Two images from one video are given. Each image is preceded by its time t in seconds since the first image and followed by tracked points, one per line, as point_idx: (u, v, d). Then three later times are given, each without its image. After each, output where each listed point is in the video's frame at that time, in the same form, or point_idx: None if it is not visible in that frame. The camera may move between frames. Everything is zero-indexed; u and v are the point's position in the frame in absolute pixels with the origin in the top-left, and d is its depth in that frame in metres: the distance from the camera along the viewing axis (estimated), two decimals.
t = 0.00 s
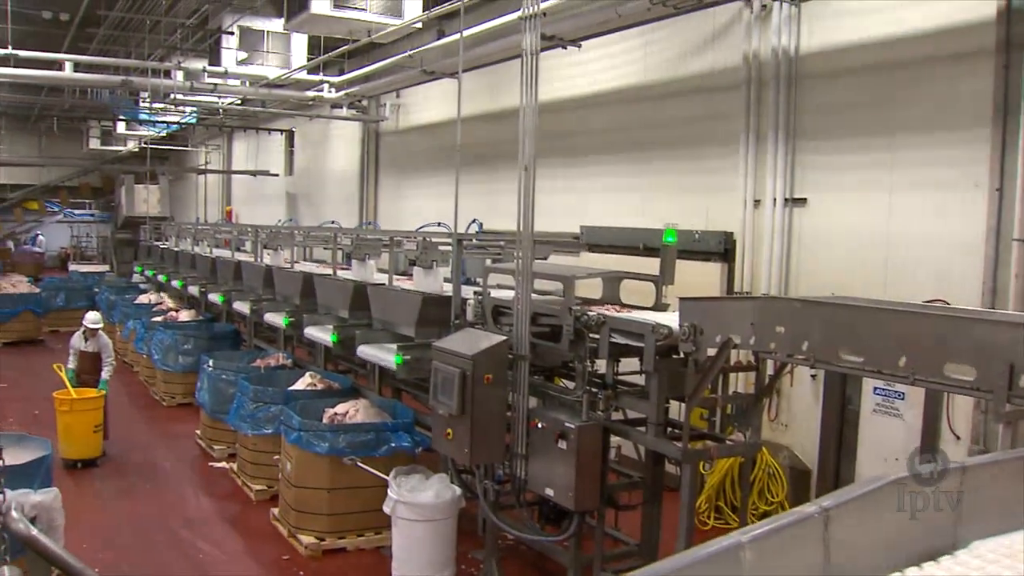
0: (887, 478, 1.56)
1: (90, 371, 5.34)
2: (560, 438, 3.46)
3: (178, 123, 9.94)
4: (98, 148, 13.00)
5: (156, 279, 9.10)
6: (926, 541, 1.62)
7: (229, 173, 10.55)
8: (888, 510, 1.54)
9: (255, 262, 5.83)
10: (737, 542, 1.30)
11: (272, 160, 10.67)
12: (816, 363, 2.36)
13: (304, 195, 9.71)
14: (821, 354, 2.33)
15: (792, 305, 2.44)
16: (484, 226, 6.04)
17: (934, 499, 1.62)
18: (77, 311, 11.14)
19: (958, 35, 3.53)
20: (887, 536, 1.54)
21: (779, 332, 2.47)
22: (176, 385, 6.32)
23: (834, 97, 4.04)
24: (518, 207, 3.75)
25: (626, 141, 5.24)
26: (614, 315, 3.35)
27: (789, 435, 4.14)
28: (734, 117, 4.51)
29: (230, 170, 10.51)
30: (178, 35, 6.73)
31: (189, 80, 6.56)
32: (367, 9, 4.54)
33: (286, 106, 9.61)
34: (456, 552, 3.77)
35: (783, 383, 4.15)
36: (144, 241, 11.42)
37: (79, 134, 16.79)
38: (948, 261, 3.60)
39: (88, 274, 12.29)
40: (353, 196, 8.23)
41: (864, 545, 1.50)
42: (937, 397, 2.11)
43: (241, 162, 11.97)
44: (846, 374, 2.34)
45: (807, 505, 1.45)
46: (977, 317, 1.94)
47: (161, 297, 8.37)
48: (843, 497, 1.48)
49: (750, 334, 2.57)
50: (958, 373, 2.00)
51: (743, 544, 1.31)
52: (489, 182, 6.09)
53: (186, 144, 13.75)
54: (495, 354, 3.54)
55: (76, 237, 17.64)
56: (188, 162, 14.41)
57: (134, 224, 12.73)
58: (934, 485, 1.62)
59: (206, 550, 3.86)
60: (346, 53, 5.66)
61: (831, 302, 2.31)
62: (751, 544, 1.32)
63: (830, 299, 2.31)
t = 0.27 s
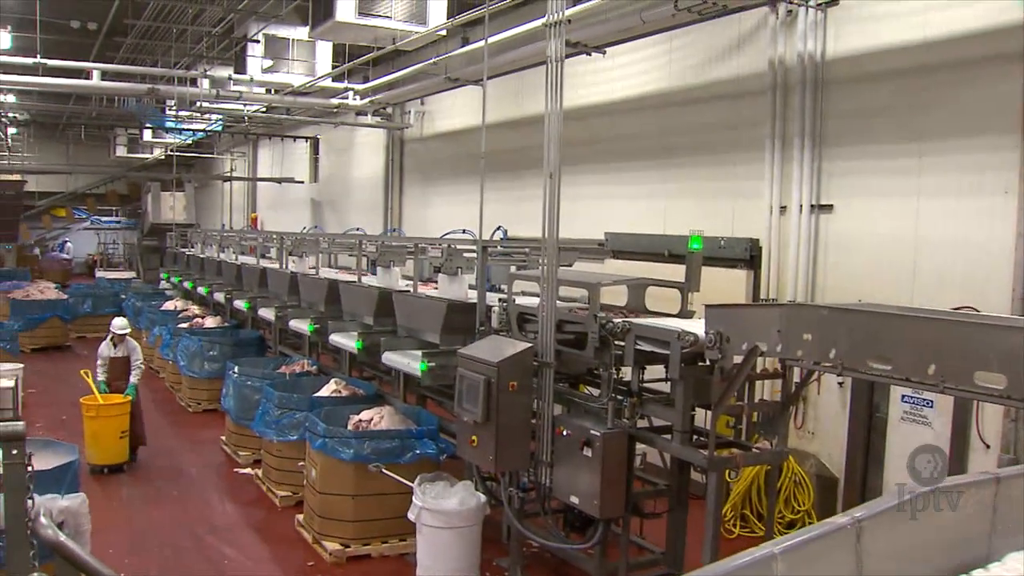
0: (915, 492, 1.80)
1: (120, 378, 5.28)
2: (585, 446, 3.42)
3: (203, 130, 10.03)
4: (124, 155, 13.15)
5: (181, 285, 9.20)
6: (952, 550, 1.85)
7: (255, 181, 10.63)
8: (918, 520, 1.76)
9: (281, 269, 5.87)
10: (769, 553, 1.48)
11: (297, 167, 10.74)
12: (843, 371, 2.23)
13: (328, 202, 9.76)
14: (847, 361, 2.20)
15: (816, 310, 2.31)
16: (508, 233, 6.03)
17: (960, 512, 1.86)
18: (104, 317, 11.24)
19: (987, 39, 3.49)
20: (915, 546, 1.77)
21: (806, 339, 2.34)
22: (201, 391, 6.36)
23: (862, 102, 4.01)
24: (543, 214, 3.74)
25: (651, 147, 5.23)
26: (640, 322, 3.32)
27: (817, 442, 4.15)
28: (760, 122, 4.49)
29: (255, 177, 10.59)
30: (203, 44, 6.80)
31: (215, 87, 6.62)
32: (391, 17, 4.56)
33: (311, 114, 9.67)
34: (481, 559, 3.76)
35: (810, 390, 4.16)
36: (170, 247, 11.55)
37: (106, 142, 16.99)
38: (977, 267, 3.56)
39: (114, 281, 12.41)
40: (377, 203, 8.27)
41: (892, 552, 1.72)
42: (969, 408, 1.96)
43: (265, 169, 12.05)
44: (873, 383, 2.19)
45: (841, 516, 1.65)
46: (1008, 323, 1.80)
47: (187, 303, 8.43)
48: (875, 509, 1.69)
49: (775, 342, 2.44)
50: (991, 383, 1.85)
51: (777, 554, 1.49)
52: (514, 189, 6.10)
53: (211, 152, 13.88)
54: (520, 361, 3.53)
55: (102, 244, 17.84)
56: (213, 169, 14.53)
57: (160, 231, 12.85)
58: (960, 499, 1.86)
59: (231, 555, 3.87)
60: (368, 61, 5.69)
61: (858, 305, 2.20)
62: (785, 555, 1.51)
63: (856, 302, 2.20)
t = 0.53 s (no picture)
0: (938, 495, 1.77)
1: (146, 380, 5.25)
2: (602, 446, 3.41)
3: (220, 130, 10.09)
4: (141, 155, 13.24)
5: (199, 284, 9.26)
6: (975, 555, 1.83)
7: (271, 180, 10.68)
8: (940, 523, 1.75)
9: (298, 268, 5.89)
10: (792, 557, 1.47)
11: (314, 167, 10.78)
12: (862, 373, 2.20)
13: (345, 202, 9.78)
14: (866, 363, 2.17)
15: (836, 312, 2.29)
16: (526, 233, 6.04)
17: (983, 515, 1.85)
18: (122, 315, 11.30)
19: (1008, 38, 3.46)
20: (937, 550, 1.76)
21: (824, 341, 2.31)
22: (218, 390, 6.39)
23: (882, 102, 3.99)
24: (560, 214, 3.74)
25: (669, 147, 5.22)
26: (657, 322, 3.30)
27: (834, 444, 4.14)
28: (779, 123, 4.48)
29: (272, 177, 10.63)
30: (221, 44, 6.85)
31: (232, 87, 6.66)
32: (409, 16, 4.57)
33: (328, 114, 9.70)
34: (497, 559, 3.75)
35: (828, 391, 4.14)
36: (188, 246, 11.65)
37: (125, 142, 17.11)
38: (996, 267, 3.53)
39: (132, 280, 12.49)
40: (395, 203, 8.29)
41: (915, 556, 1.70)
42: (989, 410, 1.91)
43: (282, 169, 12.09)
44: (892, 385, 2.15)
45: (866, 520, 1.64)
46: None
47: (205, 302, 8.48)
48: (900, 512, 1.68)
49: (793, 343, 2.41)
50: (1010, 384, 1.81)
51: (800, 557, 1.48)
52: (531, 189, 6.10)
53: (229, 151, 13.95)
54: (537, 362, 3.53)
55: (120, 244, 17.93)
56: (230, 169, 14.61)
57: (177, 231, 12.92)
58: (982, 503, 1.85)
59: (248, 554, 3.89)
60: (384, 61, 5.71)
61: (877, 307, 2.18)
62: (807, 558, 1.50)
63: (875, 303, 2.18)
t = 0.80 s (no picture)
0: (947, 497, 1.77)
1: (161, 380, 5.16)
2: (607, 446, 3.40)
3: (226, 129, 10.11)
4: (147, 153, 13.27)
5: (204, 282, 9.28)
6: (983, 557, 1.82)
7: (277, 179, 10.70)
8: (948, 525, 1.74)
9: (303, 267, 5.90)
10: (801, 557, 1.47)
11: (319, 166, 10.80)
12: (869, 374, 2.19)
13: (351, 200, 9.79)
14: (874, 363, 2.16)
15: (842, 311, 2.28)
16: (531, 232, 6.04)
17: (991, 516, 1.84)
18: (128, 314, 11.32)
19: (1014, 37, 3.45)
20: (945, 551, 1.75)
21: (831, 341, 2.30)
22: (224, 388, 6.40)
23: (889, 102, 3.98)
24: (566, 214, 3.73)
25: (676, 146, 5.21)
26: (663, 321, 3.28)
27: (840, 443, 4.14)
28: (786, 122, 4.47)
29: (278, 176, 10.65)
30: (227, 43, 6.86)
31: (238, 86, 6.68)
32: (415, 16, 4.58)
33: (334, 113, 9.72)
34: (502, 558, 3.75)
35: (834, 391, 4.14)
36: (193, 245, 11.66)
37: (132, 141, 17.15)
38: (1002, 267, 3.52)
39: (138, 278, 12.52)
40: (401, 202, 8.30)
41: (924, 557, 1.70)
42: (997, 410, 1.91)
43: (288, 168, 12.11)
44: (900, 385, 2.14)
45: (873, 520, 1.64)
46: None
47: (211, 301, 8.49)
48: (907, 513, 1.67)
49: (799, 343, 2.39)
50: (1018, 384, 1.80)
51: (807, 558, 1.48)
52: (537, 188, 6.10)
53: (235, 150, 13.97)
54: (543, 361, 3.52)
55: (127, 242, 17.96)
56: (236, 168, 14.64)
57: (183, 229, 12.95)
58: (991, 504, 1.84)
59: (253, 552, 3.89)
60: (390, 60, 5.71)
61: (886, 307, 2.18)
62: (815, 559, 1.49)
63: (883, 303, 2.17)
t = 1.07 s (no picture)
0: (948, 493, 1.77)
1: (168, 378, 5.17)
2: (608, 442, 3.40)
3: (227, 125, 10.11)
4: (148, 149, 13.27)
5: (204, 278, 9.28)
6: (985, 554, 1.82)
7: (279, 175, 10.70)
8: (949, 521, 1.74)
9: (304, 263, 5.90)
10: (801, 553, 1.47)
11: (320, 162, 10.80)
12: (868, 369, 2.19)
13: (352, 196, 9.79)
14: (874, 359, 2.16)
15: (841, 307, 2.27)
16: (532, 229, 6.04)
17: (992, 513, 1.84)
18: (129, 310, 11.32)
19: (1016, 33, 3.44)
20: (946, 548, 1.76)
21: (831, 337, 2.29)
22: (225, 384, 6.41)
23: (890, 98, 3.98)
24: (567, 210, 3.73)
25: (676, 142, 5.21)
26: (664, 317, 3.28)
27: (840, 440, 4.14)
28: (787, 118, 4.47)
29: (279, 171, 10.66)
30: (229, 38, 6.86)
31: (239, 82, 6.68)
32: (416, 11, 4.58)
33: (335, 109, 9.72)
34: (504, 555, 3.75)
35: (834, 387, 4.14)
36: (194, 241, 11.66)
37: (133, 136, 17.15)
38: (1003, 264, 3.52)
39: (138, 274, 12.52)
40: (401, 198, 8.29)
41: (925, 554, 1.70)
42: (995, 405, 1.91)
43: (289, 164, 12.11)
44: (900, 381, 2.14)
45: (874, 517, 1.64)
46: None
47: (212, 297, 8.50)
48: (909, 510, 1.67)
49: (800, 339, 2.38)
50: (1018, 380, 1.81)
51: (808, 554, 1.48)
52: (538, 184, 6.10)
53: (236, 146, 13.98)
54: (543, 357, 3.52)
55: (127, 238, 17.95)
56: (237, 164, 14.64)
57: (184, 225, 12.94)
58: (992, 500, 1.84)
59: (254, 548, 3.89)
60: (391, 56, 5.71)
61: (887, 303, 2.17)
62: (815, 555, 1.49)
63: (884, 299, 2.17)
